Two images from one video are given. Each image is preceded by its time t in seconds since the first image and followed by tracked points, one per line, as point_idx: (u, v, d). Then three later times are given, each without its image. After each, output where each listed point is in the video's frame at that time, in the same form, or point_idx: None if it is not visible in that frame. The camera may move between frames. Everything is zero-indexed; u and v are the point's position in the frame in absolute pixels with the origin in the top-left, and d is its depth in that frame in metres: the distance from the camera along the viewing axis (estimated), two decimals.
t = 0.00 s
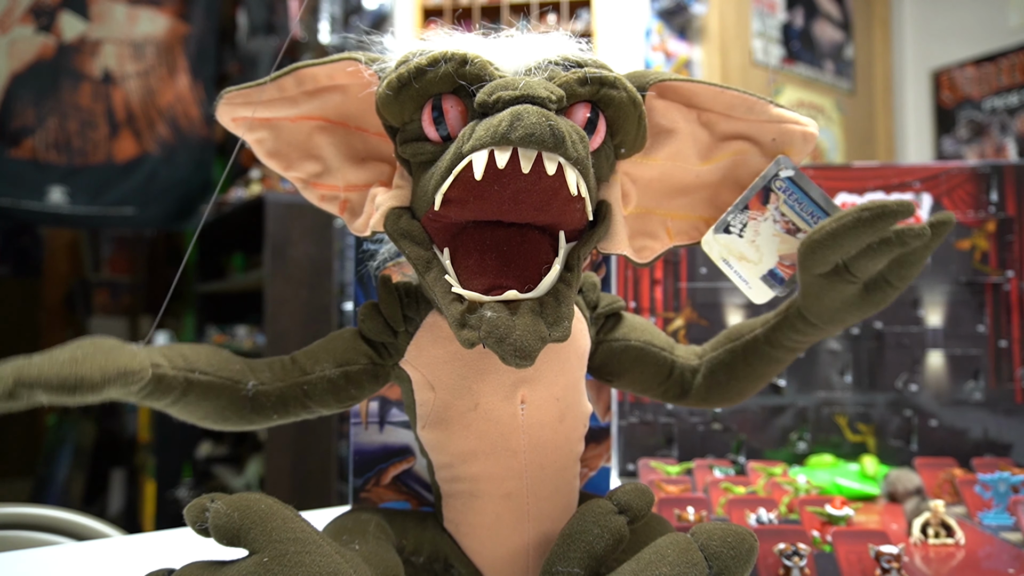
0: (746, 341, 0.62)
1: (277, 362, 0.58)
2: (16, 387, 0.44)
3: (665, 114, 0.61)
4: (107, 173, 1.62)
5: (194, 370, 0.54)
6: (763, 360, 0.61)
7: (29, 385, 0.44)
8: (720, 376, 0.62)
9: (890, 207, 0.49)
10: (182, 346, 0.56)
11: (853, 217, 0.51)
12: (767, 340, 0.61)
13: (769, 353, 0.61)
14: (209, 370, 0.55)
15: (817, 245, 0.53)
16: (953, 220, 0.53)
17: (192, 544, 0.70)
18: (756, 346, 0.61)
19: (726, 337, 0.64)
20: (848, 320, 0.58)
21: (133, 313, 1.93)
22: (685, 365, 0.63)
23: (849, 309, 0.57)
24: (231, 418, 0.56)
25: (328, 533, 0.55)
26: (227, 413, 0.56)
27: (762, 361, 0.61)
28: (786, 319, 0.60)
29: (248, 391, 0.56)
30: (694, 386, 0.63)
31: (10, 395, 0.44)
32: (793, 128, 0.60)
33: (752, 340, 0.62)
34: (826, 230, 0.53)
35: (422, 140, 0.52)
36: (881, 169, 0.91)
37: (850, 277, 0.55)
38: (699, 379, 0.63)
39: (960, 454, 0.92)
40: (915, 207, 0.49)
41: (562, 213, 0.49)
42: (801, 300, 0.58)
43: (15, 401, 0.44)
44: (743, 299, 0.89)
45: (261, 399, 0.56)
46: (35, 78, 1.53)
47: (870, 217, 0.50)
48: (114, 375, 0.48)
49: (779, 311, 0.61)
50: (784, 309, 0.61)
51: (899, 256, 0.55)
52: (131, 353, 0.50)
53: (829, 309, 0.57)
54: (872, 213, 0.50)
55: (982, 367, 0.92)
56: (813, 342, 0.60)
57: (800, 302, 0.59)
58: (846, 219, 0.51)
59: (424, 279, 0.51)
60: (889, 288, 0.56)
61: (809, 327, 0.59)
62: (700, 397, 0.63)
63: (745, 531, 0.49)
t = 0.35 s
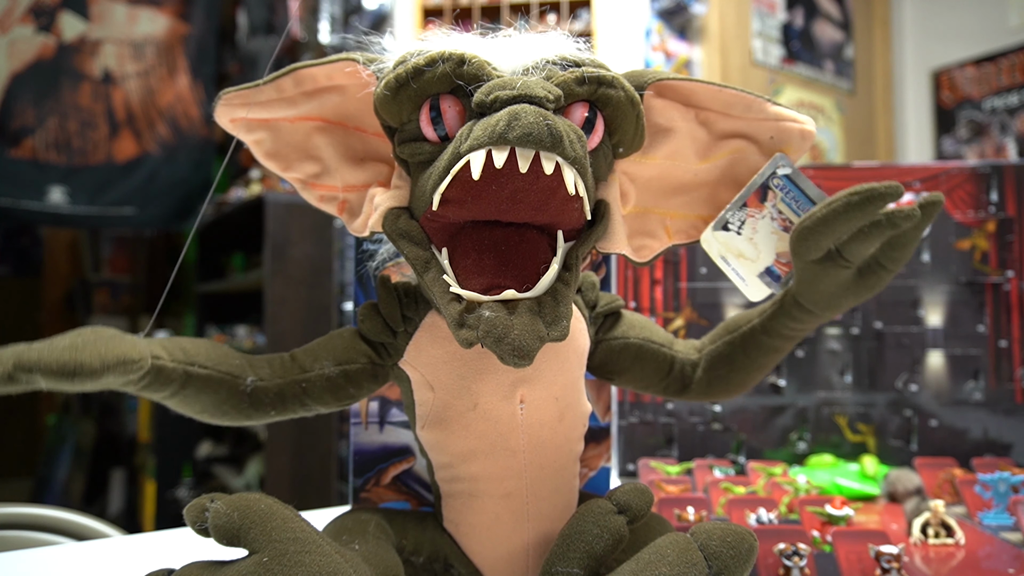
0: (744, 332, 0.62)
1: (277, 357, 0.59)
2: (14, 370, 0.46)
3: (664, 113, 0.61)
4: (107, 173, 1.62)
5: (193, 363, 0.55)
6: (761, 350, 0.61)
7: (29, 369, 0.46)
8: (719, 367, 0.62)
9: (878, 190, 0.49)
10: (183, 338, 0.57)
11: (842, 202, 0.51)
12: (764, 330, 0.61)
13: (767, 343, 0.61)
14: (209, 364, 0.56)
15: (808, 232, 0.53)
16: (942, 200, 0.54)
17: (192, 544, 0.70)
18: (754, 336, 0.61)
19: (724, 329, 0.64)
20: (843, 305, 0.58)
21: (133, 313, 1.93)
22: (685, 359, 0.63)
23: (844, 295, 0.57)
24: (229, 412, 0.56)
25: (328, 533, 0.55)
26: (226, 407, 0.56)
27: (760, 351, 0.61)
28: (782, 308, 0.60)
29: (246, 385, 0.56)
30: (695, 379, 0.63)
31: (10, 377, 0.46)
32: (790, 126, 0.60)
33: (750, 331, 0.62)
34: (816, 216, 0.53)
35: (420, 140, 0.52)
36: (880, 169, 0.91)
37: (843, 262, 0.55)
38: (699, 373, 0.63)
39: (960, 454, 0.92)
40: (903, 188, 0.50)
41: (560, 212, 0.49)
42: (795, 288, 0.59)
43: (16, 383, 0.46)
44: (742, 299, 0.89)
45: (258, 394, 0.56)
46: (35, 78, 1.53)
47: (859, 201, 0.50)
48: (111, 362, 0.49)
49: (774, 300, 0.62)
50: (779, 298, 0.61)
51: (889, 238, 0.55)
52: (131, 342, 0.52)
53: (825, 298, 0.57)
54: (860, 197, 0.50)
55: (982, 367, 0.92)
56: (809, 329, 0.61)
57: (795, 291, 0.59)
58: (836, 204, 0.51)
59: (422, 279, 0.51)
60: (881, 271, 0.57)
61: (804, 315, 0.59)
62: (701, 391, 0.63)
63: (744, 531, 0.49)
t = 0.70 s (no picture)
0: (748, 365, 0.62)
1: (282, 387, 0.58)
2: (30, 502, 0.42)
3: (666, 113, 0.61)
4: (107, 173, 1.62)
5: (201, 421, 0.53)
6: (762, 386, 0.61)
7: (45, 496, 0.42)
8: (718, 395, 0.62)
9: (911, 256, 0.49)
10: (181, 397, 0.54)
11: (872, 260, 0.50)
12: (769, 368, 0.61)
13: (768, 380, 0.61)
14: (216, 418, 0.54)
15: (832, 281, 0.53)
16: (974, 277, 0.52)
17: (192, 544, 0.70)
18: (757, 371, 0.61)
19: (728, 357, 0.64)
20: (852, 358, 0.58)
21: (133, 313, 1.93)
22: (684, 378, 0.63)
23: (855, 350, 0.58)
24: (246, 454, 0.56)
25: (328, 533, 0.55)
26: (243, 452, 0.56)
27: (762, 387, 0.61)
28: (791, 349, 0.60)
29: (259, 425, 0.56)
30: (690, 401, 0.63)
31: (26, 509, 0.42)
32: (797, 129, 0.60)
33: (754, 365, 0.62)
34: (843, 268, 0.53)
35: (423, 140, 0.52)
36: (881, 169, 0.91)
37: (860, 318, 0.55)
38: (695, 396, 0.63)
39: (960, 454, 0.92)
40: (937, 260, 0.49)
41: (563, 214, 0.49)
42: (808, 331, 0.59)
43: (34, 512, 0.43)
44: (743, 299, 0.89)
45: (272, 427, 0.56)
46: (35, 78, 1.53)
47: (890, 263, 0.49)
48: (128, 461, 0.46)
49: (784, 339, 0.61)
50: (790, 339, 0.61)
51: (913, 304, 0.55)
52: (138, 427, 0.49)
53: (834, 346, 0.57)
54: (892, 259, 0.50)
55: (982, 367, 0.92)
56: (813, 374, 0.61)
57: (809, 336, 0.59)
58: (865, 260, 0.51)
59: (424, 279, 0.51)
60: (898, 333, 0.57)
61: (813, 361, 0.59)
62: (694, 414, 0.63)
63: (744, 531, 0.49)
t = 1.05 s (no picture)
0: (745, 335, 0.62)
1: (279, 364, 0.58)
2: (18, 402, 0.44)
3: (664, 113, 0.61)
4: (107, 172, 1.62)
5: (194, 376, 0.54)
6: (761, 354, 0.61)
7: (32, 401, 0.44)
8: (720, 369, 0.62)
9: (880, 196, 0.48)
10: (182, 351, 0.55)
11: (844, 208, 0.50)
12: (765, 333, 0.61)
13: (768, 346, 0.61)
14: (209, 376, 0.55)
15: (811, 237, 0.52)
16: (946, 207, 0.52)
17: (192, 544, 0.70)
18: (755, 340, 0.61)
19: (724, 332, 0.64)
20: (845, 311, 0.57)
21: (132, 313, 1.93)
22: (685, 360, 0.63)
23: (846, 301, 0.56)
24: (232, 422, 0.56)
25: (328, 533, 0.55)
26: (228, 419, 0.55)
27: (762, 356, 0.61)
28: (784, 312, 0.60)
29: (249, 396, 0.55)
30: (695, 380, 0.63)
31: (13, 410, 0.44)
32: (790, 126, 0.60)
33: (751, 334, 0.61)
34: (818, 222, 0.52)
35: (420, 140, 0.52)
36: (880, 169, 0.91)
37: (846, 267, 0.54)
38: (699, 374, 0.63)
39: (960, 454, 0.92)
40: (907, 195, 0.48)
41: (559, 212, 0.49)
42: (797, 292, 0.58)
43: (18, 414, 0.44)
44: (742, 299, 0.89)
45: (262, 403, 0.56)
46: (35, 77, 1.53)
47: (863, 206, 0.49)
48: (115, 387, 0.47)
49: (776, 304, 0.61)
50: (781, 303, 0.61)
51: (894, 245, 0.54)
52: (133, 361, 0.50)
53: (826, 303, 0.57)
54: (863, 203, 0.49)
55: (982, 367, 0.92)
56: (810, 334, 0.60)
57: (798, 295, 0.58)
58: (838, 209, 0.50)
59: (422, 279, 0.51)
60: (884, 277, 0.56)
61: (806, 320, 0.59)
62: (701, 393, 0.63)
63: (744, 531, 0.49)
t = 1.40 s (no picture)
0: (748, 357, 0.62)
1: (282, 385, 0.58)
2: (32, 494, 0.42)
3: (667, 113, 0.61)
4: (107, 171, 1.62)
5: (201, 418, 0.53)
6: (763, 378, 0.61)
7: (47, 491, 0.43)
8: (719, 387, 0.62)
9: (906, 241, 0.50)
10: (182, 394, 0.54)
11: (868, 246, 0.51)
12: (769, 359, 0.61)
13: (769, 371, 0.61)
14: (216, 414, 0.54)
15: (828, 269, 0.53)
16: (967, 260, 0.53)
17: (192, 544, 0.70)
18: (757, 363, 0.61)
19: (726, 351, 0.64)
20: (851, 347, 0.58)
21: (133, 311, 1.94)
22: (685, 373, 0.63)
23: (853, 337, 0.57)
24: (246, 451, 0.56)
25: (328, 533, 0.55)
26: (242, 450, 0.55)
27: (762, 379, 0.61)
28: (790, 339, 0.60)
29: (258, 424, 0.55)
30: (692, 395, 0.63)
31: (28, 500, 0.42)
32: (796, 128, 0.60)
33: (754, 357, 0.61)
34: (838, 255, 0.53)
35: (422, 140, 0.52)
36: (881, 169, 0.91)
37: (858, 304, 0.55)
38: (697, 391, 0.62)
39: (960, 454, 0.92)
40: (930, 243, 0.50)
41: (562, 213, 0.49)
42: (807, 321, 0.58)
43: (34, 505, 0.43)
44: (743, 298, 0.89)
45: (272, 426, 0.56)
46: (34, 75, 1.53)
47: (884, 249, 0.50)
48: (128, 456, 0.46)
49: (783, 330, 0.61)
50: (788, 329, 0.61)
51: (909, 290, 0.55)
52: (138, 422, 0.49)
53: (835, 335, 0.57)
54: (886, 245, 0.50)
55: (982, 367, 0.92)
56: (813, 365, 0.60)
57: (806, 325, 0.59)
58: (861, 247, 0.52)
59: (424, 279, 0.51)
60: (894, 320, 0.56)
61: (810, 350, 0.59)
62: (697, 408, 0.63)
63: (745, 531, 0.49)
